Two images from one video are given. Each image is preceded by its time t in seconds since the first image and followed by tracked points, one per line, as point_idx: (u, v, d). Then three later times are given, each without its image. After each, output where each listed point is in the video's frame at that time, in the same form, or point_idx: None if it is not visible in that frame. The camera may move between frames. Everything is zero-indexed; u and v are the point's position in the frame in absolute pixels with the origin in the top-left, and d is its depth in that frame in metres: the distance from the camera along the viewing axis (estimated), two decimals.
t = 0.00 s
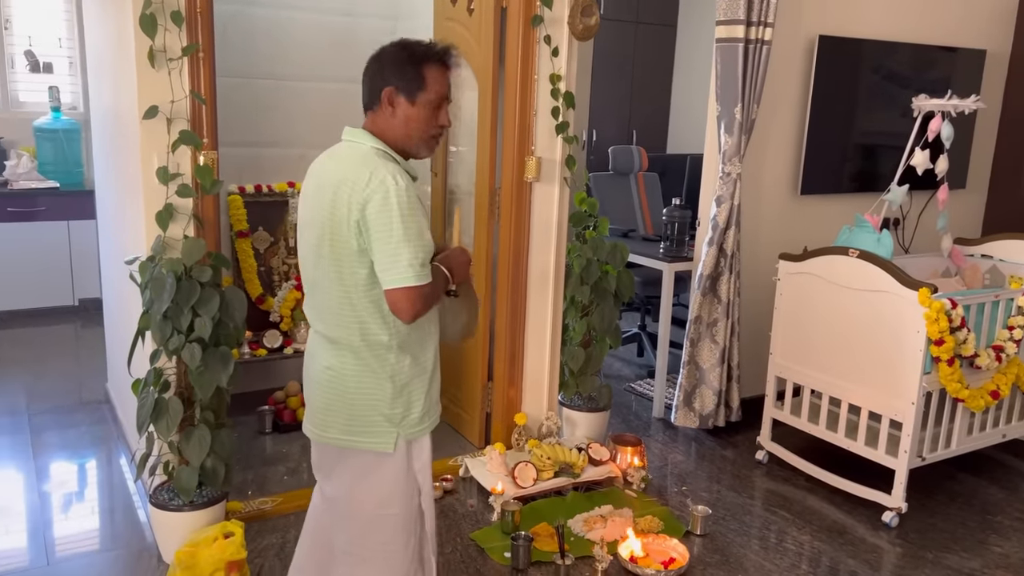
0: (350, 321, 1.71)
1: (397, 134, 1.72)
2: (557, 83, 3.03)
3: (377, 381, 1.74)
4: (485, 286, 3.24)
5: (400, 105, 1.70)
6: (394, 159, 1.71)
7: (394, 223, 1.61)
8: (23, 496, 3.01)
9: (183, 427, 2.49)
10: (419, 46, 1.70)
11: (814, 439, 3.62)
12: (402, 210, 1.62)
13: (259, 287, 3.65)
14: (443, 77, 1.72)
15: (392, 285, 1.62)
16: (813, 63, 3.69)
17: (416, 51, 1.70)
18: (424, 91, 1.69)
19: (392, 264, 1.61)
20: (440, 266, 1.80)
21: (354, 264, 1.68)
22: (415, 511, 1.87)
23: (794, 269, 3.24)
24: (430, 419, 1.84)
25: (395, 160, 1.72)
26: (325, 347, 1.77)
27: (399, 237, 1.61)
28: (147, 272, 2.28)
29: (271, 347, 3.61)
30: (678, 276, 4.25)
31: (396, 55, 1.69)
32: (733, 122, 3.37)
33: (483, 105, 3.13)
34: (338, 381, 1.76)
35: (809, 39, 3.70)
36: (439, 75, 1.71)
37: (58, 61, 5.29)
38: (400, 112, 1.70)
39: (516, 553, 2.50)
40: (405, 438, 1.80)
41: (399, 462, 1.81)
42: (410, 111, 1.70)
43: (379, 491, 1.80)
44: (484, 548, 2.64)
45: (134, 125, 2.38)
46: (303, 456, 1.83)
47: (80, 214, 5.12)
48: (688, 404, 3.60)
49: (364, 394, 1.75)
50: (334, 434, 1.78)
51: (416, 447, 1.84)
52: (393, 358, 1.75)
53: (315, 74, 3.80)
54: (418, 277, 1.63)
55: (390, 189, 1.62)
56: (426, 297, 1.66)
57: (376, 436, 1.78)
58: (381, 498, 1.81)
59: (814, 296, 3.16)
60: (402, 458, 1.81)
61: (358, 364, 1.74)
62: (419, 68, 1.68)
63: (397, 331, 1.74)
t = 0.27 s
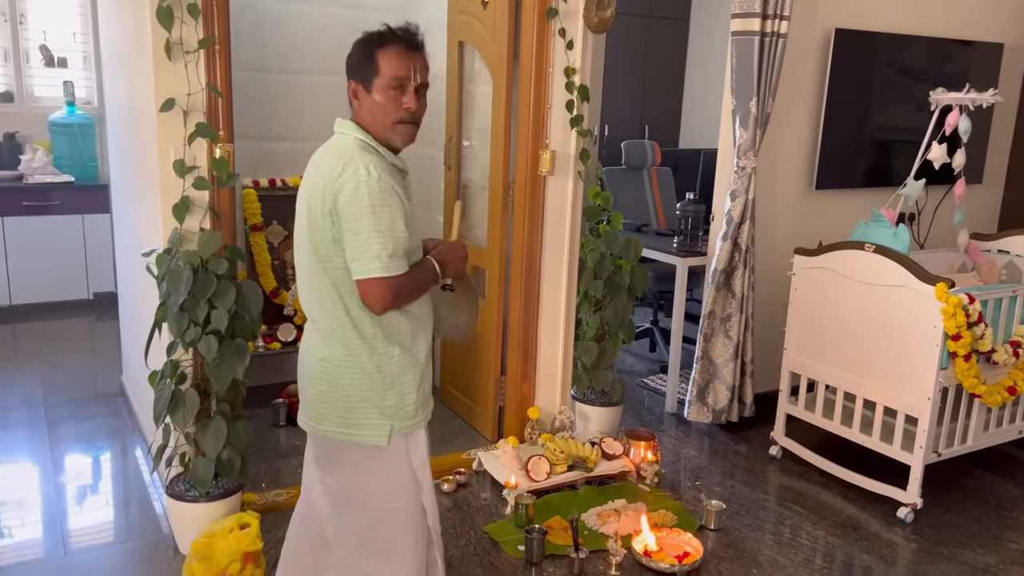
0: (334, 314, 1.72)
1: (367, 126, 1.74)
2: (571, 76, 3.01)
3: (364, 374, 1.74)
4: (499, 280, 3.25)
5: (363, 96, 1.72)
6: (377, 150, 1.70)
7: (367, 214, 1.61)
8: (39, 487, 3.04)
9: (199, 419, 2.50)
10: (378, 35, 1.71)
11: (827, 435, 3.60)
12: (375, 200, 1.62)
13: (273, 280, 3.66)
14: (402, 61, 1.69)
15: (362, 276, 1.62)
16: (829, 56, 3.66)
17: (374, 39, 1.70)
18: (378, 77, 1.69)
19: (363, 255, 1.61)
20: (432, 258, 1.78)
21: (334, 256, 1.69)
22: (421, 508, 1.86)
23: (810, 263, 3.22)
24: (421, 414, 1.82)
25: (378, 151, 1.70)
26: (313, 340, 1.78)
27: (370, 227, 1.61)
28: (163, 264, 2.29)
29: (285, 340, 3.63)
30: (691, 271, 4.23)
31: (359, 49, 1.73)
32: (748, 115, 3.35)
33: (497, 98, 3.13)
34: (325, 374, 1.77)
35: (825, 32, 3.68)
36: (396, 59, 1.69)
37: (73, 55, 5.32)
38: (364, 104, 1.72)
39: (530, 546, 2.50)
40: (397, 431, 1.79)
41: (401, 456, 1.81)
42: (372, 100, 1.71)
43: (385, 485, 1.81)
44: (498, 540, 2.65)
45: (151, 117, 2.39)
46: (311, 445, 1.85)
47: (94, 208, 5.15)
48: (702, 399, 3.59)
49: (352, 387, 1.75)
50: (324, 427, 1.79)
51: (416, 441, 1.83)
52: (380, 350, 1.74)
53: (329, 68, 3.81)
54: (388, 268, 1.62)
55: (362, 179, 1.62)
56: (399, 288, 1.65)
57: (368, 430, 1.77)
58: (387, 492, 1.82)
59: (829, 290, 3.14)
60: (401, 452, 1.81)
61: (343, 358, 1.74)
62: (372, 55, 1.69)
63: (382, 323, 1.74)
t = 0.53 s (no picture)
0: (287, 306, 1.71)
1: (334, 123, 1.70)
2: (576, 70, 3.01)
3: (313, 368, 1.71)
4: (503, 274, 3.25)
5: (331, 92, 1.69)
6: (340, 144, 1.65)
7: (301, 207, 1.57)
8: (47, 481, 3.06)
9: (207, 413, 2.51)
10: (349, 31, 1.67)
11: (832, 428, 3.61)
12: (313, 192, 1.56)
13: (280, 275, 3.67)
14: (370, 58, 1.65)
15: (292, 268, 1.59)
16: (834, 50, 3.66)
17: (344, 35, 1.67)
18: (346, 73, 1.65)
19: (293, 248, 1.58)
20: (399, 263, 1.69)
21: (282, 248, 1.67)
22: (383, 506, 1.84)
23: (815, 256, 3.22)
24: (375, 415, 1.76)
25: (339, 145, 1.65)
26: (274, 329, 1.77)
27: (302, 219, 1.56)
28: (171, 259, 2.30)
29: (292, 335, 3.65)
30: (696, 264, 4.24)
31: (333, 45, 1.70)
32: (752, 109, 3.35)
33: (502, 93, 3.13)
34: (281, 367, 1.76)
35: (830, 25, 3.67)
36: (365, 55, 1.65)
37: (78, 51, 5.33)
38: (332, 99, 1.69)
39: (536, 538, 2.52)
40: (347, 429, 1.75)
41: (360, 451, 1.79)
42: (340, 96, 1.67)
43: (345, 481, 1.80)
44: (504, 533, 2.66)
45: (158, 112, 2.40)
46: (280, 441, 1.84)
47: (100, 203, 5.17)
48: (706, 392, 3.60)
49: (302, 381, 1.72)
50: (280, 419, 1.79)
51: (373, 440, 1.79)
52: (331, 344, 1.70)
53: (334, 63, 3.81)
54: (315, 262, 1.57)
55: (304, 170, 1.57)
56: (330, 284, 1.60)
57: (318, 426, 1.74)
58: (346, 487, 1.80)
59: (834, 284, 3.15)
60: (353, 448, 1.78)
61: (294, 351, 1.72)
62: (341, 51, 1.65)
63: (333, 318, 1.69)
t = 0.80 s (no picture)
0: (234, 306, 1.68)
1: (299, 125, 1.65)
2: (563, 71, 3.01)
3: (260, 369, 1.68)
4: (492, 275, 3.25)
5: (306, 95, 1.63)
6: (290, 146, 1.61)
7: (238, 205, 1.54)
8: (35, 485, 3.04)
9: (193, 415, 2.51)
10: (337, 37, 1.63)
11: (820, 426, 3.62)
12: (251, 191, 1.53)
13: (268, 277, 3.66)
14: (358, 75, 1.63)
15: (229, 269, 1.57)
16: (821, 49, 3.67)
17: (333, 41, 1.62)
18: (333, 85, 1.61)
19: (229, 246, 1.55)
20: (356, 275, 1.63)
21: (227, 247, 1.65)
22: (333, 509, 1.78)
23: (802, 256, 3.23)
24: (325, 417, 1.71)
25: (294, 148, 1.62)
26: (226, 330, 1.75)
27: (240, 219, 1.54)
28: (156, 261, 2.29)
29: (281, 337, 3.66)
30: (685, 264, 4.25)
31: (311, 42, 1.62)
32: (740, 109, 3.36)
33: (490, 93, 3.13)
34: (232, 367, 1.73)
35: (817, 25, 3.68)
36: (354, 72, 1.63)
37: (65, 52, 5.30)
38: (305, 102, 1.63)
39: (524, 539, 2.52)
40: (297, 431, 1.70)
41: (311, 453, 1.74)
42: (317, 103, 1.63)
43: (294, 481, 1.75)
44: (493, 534, 2.66)
45: (142, 114, 2.39)
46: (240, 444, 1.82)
47: (88, 205, 5.14)
48: (695, 391, 3.61)
49: (249, 382, 1.69)
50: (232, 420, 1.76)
51: (325, 440, 1.74)
52: (278, 345, 1.67)
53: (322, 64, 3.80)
54: (249, 261, 1.54)
55: (244, 170, 1.55)
56: (266, 284, 1.56)
57: (267, 429, 1.70)
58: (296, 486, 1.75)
59: (821, 283, 3.16)
60: (303, 449, 1.73)
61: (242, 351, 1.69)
62: (330, 60, 1.60)
63: (280, 318, 1.65)
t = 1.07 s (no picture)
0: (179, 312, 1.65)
1: (247, 124, 1.62)
2: (535, 70, 3.00)
3: (206, 377, 1.65)
4: (464, 274, 3.24)
5: (256, 93, 1.60)
6: (233, 144, 1.58)
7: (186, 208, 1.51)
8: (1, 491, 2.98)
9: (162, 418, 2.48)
10: (286, 34, 1.60)
11: (793, 423, 3.65)
12: (199, 194, 1.51)
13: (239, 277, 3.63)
14: (308, 74, 1.62)
15: (179, 274, 1.53)
16: (792, 49, 3.70)
17: (281, 37, 1.59)
18: (284, 84, 1.59)
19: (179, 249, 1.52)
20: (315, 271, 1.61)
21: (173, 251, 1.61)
22: (267, 521, 1.74)
23: (773, 254, 3.26)
24: (276, 423, 1.69)
25: (239, 147, 1.59)
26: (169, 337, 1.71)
27: (188, 222, 1.51)
28: (122, 262, 2.26)
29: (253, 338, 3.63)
30: (658, 262, 4.27)
31: (260, 38, 1.59)
32: (711, 108, 3.38)
33: (462, 92, 3.12)
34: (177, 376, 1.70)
35: (787, 26, 3.71)
36: (305, 71, 1.61)
37: (31, 50, 5.20)
38: (254, 100, 1.61)
39: (498, 539, 2.51)
40: (244, 440, 1.67)
41: (252, 464, 1.70)
42: (267, 102, 1.61)
43: (232, 490, 1.71)
44: (467, 534, 2.65)
45: (107, 113, 2.35)
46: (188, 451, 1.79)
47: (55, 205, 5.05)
48: (669, 389, 3.63)
49: (195, 390, 1.66)
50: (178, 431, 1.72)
51: (268, 451, 1.70)
52: (224, 352, 1.64)
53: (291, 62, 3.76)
54: (201, 265, 1.52)
55: (191, 171, 1.52)
56: (220, 288, 1.53)
57: (214, 437, 1.67)
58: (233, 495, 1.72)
59: (791, 281, 3.19)
60: (243, 460, 1.69)
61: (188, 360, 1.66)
62: (281, 58, 1.58)
63: (226, 324, 1.63)
